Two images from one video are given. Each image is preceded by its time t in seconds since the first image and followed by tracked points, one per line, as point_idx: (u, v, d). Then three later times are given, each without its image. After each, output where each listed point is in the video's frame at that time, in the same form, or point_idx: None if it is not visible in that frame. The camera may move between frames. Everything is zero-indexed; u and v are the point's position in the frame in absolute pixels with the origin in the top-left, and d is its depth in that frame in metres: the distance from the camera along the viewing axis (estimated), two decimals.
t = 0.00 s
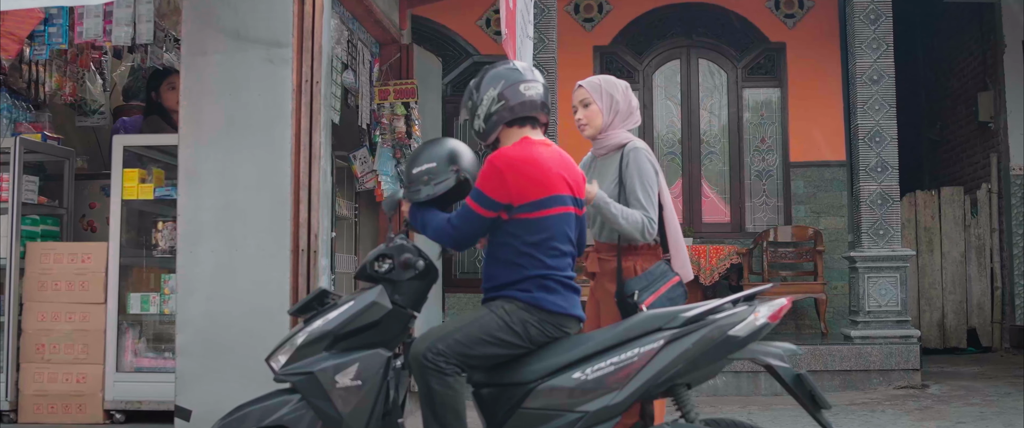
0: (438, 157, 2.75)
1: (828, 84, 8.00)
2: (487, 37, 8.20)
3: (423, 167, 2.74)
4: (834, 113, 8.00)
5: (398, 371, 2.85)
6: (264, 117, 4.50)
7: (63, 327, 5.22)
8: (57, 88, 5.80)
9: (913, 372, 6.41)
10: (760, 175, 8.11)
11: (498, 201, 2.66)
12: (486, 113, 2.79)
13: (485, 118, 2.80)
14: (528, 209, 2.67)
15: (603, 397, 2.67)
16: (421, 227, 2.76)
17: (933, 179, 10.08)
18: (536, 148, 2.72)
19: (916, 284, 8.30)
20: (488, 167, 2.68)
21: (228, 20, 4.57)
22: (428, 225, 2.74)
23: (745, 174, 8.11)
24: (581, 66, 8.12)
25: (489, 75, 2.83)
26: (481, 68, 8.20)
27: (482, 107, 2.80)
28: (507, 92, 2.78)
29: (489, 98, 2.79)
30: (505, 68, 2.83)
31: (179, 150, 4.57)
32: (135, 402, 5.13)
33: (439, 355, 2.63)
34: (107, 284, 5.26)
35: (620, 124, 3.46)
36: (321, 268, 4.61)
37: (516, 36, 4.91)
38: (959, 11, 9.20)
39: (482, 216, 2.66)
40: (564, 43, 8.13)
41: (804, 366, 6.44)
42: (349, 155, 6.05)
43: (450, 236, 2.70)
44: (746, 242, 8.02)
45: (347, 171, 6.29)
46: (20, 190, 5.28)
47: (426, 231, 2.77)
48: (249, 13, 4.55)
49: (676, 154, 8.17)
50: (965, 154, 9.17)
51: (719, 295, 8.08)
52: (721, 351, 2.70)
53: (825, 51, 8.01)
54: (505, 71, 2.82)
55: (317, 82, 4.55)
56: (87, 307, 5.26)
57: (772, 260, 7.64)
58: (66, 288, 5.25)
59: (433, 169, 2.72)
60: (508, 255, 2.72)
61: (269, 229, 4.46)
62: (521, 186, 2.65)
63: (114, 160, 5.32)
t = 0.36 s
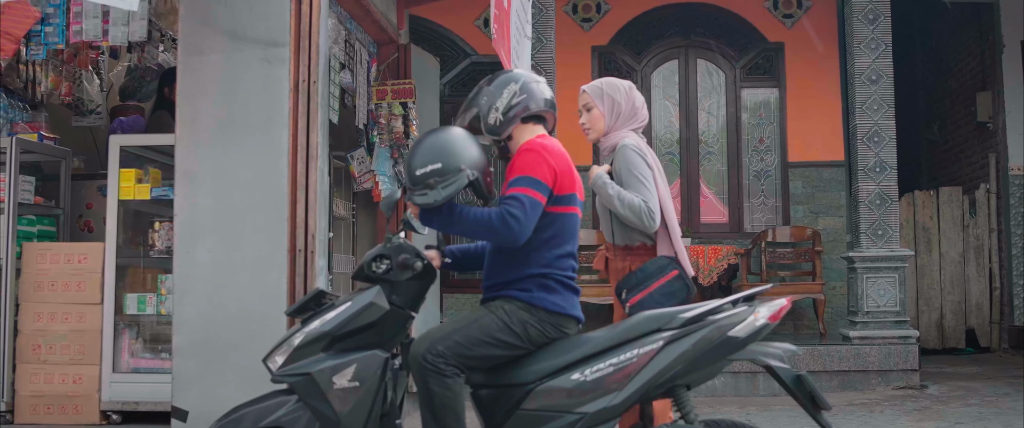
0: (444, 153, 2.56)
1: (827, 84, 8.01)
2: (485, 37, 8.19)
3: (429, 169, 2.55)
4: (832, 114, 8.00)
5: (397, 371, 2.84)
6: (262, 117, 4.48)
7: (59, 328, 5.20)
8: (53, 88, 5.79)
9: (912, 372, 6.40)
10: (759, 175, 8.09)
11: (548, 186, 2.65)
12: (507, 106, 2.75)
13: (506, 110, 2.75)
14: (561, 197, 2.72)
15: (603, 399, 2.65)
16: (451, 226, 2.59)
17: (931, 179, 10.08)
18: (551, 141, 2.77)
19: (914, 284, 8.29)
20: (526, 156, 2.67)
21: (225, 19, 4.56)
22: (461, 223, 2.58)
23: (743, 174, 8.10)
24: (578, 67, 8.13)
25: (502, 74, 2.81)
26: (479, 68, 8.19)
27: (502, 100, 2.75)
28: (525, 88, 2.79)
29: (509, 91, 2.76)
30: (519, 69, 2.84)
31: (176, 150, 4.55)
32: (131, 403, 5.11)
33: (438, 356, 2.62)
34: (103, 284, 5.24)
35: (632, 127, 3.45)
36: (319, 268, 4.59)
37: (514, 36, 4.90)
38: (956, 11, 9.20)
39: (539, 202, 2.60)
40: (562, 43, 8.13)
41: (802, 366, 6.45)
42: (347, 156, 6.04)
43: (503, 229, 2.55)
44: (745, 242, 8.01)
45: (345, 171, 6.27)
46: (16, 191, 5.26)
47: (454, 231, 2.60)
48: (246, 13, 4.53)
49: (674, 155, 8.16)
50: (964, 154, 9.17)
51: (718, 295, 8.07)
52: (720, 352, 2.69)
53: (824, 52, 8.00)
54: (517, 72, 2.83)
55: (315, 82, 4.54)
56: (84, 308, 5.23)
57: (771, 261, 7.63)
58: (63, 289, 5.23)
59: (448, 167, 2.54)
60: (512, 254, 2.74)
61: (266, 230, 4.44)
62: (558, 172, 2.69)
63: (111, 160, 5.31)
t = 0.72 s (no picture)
0: (484, 170, 2.47)
1: (825, 83, 8.00)
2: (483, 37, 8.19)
3: (481, 185, 2.44)
4: (830, 113, 7.99)
5: (395, 371, 2.83)
6: (259, 116, 4.47)
7: (55, 328, 5.18)
8: (49, 88, 5.67)
9: (911, 373, 6.39)
10: (757, 175, 8.08)
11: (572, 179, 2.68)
12: (514, 105, 2.75)
13: (513, 110, 2.74)
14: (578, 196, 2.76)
15: (601, 399, 2.64)
16: (509, 235, 2.50)
17: (930, 180, 10.08)
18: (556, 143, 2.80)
19: (913, 285, 8.28)
20: (547, 155, 2.69)
21: (222, 18, 4.54)
22: (520, 228, 2.51)
23: (741, 174, 8.08)
24: (576, 67, 8.13)
25: (504, 75, 2.80)
26: (477, 68, 8.18)
27: (510, 100, 2.74)
28: (530, 90, 2.80)
29: (515, 92, 2.76)
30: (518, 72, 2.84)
31: (173, 150, 4.53)
32: (127, 404, 5.09)
33: (438, 356, 2.61)
34: (100, 284, 5.21)
35: (653, 150, 3.43)
36: (316, 268, 4.57)
37: (510, 35, 4.89)
38: (955, 11, 9.19)
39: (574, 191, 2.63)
40: (559, 44, 8.14)
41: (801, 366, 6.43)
42: (344, 155, 6.03)
43: (559, 216, 2.55)
44: (743, 243, 7.99)
45: (342, 171, 6.25)
46: (13, 191, 5.23)
47: (513, 239, 2.51)
48: (243, 12, 4.51)
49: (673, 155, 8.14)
50: (962, 154, 9.17)
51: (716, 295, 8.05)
52: (720, 351, 2.68)
53: (822, 52, 8.00)
54: (518, 75, 2.84)
55: (312, 81, 4.53)
56: (80, 308, 5.20)
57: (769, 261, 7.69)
58: (59, 289, 5.20)
59: (500, 178, 2.46)
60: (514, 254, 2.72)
61: (263, 230, 4.42)
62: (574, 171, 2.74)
63: (108, 160, 5.27)
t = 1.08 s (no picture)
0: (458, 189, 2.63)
1: (824, 83, 8.00)
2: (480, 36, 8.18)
3: (451, 194, 2.59)
4: (828, 113, 7.98)
5: (395, 372, 2.82)
6: (256, 116, 4.45)
7: (51, 329, 5.14)
8: (48, 87, 5.66)
9: (909, 373, 6.38)
10: (755, 175, 8.07)
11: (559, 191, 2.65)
12: (512, 108, 2.73)
13: (511, 113, 2.73)
14: (570, 199, 2.73)
15: (602, 400, 2.63)
16: (475, 242, 2.55)
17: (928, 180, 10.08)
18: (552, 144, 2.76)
19: (911, 285, 8.28)
20: (537, 164, 2.66)
21: (219, 18, 4.52)
22: (485, 235, 2.54)
23: (739, 174, 8.08)
24: (575, 66, 8.12)
25: (506, 73, 2.78)
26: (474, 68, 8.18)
27: (508, 103, 2.72)
28: (529, 92, 2.78)
29: (514, 94, 2.75)
30: (521, 71, 2.81)
31: (170, 150, 4.51)
32: (124, 404, 5.07)
33: (438, 358, 2.58)
34: (96, 283, 5.19)
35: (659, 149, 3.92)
36: (313, 268, 4.56)
37: (507, 34, 4.88)
38: (953, 11, 9.20)
39: (555, 205, 2.59)
40: (557, 44, 8.14)
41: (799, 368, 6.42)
42: (342, 155, 6.01)
43: (529, 228, 2.53)
44: (741, 243, 7.98)
45: (339, 171, 6.22)
46: (9, 190, 5.21)
47: (480, 248, 2.55)
48: (240, 12, 4.50)
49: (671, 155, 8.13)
50: (960, 154, 9.18)
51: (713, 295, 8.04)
52: (722, 352, 2.67)
53: (820, 52, 8.00)
54: (520, 74, 2.81)
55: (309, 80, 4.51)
56: (76, 308, 5.18)
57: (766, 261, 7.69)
58: (55, 289, 5.17)
59: (471, 192, 2.62)
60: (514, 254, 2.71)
61: (260, 229, 4.41)
62: (566, 176, 2.70)
63: (103, 160, 5.25)
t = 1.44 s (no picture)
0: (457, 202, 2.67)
1: (822, 82, 7.99)
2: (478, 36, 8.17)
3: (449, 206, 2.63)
4: (826, 113, 7.98)
5: (390, 372, 2.81)
6: (252, 116, 4.43)
7: (47, 329, 5.10)
8: (43, 86, 5.64)
9: (907, 373, 6.38)
10: (752, 175, 8.06)
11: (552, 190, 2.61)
12: (515, 108, 2.74)
13: (512, 112, 2.74)
14: (563, 199, 2.69)
15: (599, 402, 2.61)
16: (461, 236, 2.53)
17: (926, 180, 10.08)
18: (551, 146, 2.75)
19: (909, 285, 8.28)
20: (530, 161, 2.64)
21: (216, 17, 4.50)
22: (471, 229, 2.52)
23: (737, 174, 8.07)
24: (573, 66, 8.11)
25: (521, 69, 2.79)
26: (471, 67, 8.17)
27: (514, 102, 2.74)
28: (538, 96, 2.79)
29: (523, 94, 2.75)
30: (537, 72, 2.81)
31: (166, 149, 4.49)
32: (119, 404, 5.04)
33: (435, 360, 2.57)
34: (92, 286, 5.13)
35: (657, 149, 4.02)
36: (310, 268, 4.54)
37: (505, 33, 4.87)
38: (951, 11, 9.19)
39: (548, 202, 2.57)
40: (554, 44, 8.14)
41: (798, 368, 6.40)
42: (338, 155, 5.99)
43: (515, 222, 2.50)
44: (739, 243, 7.96)
45: (336, 170, 6.20)
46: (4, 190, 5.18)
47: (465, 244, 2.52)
48: (236, 12, 4.48)
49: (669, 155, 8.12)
50: (958, 154, 9.17)
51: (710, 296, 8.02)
52: (720, 353, 2.65)
53: (818, 52, 8.00)
54: (533, 73, 2.81)
55: (305, 80, 4.49)
56: (72, 308, 5.12)
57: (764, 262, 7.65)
58: (49, 289, 5.13)
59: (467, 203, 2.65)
60: (512, 255, 2.70)
61: (256, 229, 4.39)
62: (560, 176, 2.66)
63: (99, 159, 5.21)
